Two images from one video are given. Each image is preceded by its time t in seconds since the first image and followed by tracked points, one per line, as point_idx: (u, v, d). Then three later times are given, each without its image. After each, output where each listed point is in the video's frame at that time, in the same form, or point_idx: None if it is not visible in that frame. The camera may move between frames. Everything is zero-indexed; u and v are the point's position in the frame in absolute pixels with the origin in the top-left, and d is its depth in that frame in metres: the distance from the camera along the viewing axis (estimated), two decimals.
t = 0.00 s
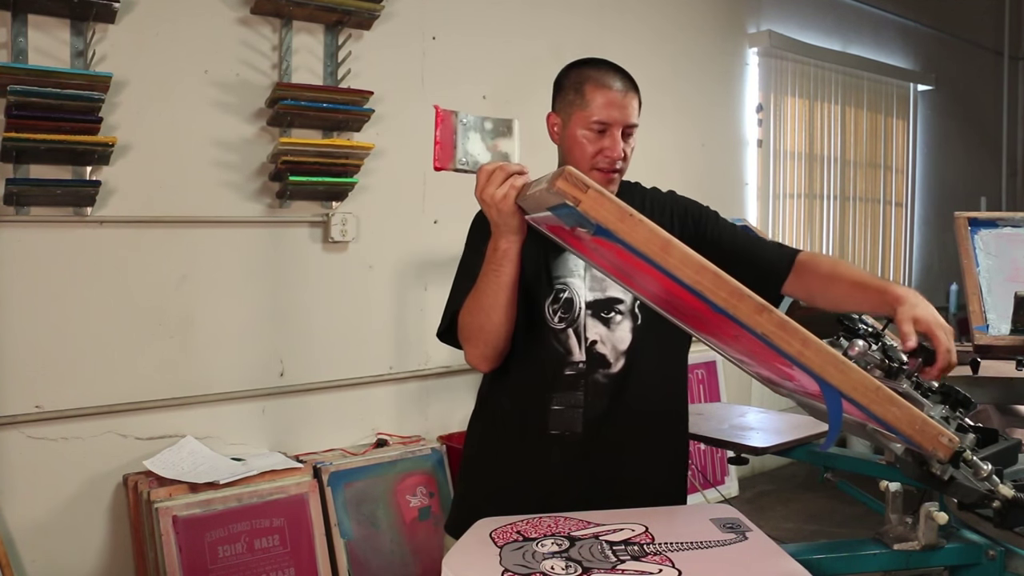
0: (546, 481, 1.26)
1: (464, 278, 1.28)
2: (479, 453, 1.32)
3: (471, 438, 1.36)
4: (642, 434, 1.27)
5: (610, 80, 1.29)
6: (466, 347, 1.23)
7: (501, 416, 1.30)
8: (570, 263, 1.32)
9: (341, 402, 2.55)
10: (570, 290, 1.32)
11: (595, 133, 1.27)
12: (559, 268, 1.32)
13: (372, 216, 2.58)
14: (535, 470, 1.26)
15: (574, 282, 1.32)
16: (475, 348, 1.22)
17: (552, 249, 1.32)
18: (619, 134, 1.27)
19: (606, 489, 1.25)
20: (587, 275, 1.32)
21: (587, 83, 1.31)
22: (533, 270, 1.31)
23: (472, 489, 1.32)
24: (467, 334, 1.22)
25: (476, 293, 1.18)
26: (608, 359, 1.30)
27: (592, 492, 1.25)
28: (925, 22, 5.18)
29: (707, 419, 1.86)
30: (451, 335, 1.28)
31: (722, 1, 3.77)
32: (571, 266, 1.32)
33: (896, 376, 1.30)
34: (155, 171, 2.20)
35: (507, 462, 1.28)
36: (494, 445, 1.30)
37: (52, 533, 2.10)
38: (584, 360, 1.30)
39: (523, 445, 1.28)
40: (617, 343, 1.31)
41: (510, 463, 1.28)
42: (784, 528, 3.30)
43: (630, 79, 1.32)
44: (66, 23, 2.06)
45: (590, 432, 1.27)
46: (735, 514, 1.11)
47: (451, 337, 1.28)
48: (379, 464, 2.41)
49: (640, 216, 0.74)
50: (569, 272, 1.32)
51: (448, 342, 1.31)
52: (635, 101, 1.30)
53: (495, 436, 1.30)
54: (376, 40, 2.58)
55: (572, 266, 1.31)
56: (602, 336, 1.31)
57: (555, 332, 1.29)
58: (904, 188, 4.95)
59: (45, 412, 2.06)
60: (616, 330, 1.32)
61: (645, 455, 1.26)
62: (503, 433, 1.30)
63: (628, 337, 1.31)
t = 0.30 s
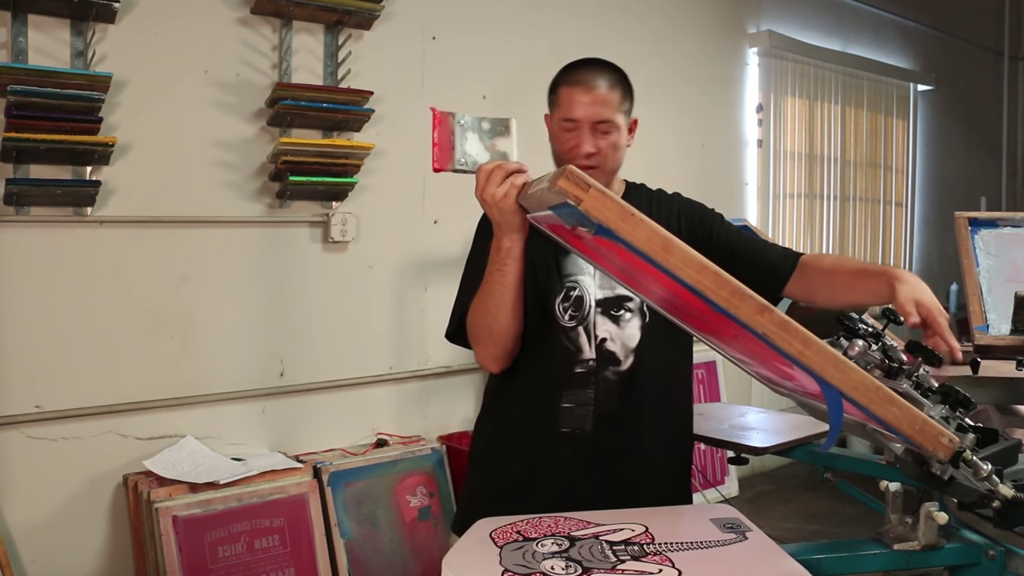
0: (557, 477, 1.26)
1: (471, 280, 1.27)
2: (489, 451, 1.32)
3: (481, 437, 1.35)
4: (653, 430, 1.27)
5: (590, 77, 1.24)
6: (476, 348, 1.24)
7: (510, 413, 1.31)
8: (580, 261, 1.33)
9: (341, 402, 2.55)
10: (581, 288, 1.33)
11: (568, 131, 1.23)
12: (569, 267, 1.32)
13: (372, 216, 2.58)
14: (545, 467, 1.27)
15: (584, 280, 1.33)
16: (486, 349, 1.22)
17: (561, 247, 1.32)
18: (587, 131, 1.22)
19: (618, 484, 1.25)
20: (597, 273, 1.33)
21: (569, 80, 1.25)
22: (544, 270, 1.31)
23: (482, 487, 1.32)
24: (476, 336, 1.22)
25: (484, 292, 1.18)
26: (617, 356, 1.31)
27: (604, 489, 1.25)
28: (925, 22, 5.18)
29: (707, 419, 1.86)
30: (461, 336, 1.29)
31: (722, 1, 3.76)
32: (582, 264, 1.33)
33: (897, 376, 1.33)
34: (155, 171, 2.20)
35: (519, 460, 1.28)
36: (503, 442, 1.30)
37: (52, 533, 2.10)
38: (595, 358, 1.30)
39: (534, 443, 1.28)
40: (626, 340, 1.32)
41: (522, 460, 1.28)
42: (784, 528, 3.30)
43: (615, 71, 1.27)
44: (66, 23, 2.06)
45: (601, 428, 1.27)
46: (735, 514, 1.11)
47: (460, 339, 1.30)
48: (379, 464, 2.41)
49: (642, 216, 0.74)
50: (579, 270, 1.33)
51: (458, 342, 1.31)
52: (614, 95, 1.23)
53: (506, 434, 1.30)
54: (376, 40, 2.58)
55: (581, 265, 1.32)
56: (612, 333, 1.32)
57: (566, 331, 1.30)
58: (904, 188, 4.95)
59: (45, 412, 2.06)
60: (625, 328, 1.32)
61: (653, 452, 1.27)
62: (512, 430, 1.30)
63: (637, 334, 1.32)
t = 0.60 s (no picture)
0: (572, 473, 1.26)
1: (473, 293, 1.30)
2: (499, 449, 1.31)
3: (490, 436, 1.34)
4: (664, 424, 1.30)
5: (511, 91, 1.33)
6: (491, 357, 1.24)
7: (522, 411, 1.30)
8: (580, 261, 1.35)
9: (341, 402, 2.55)
10: (584, 288, 1.34)
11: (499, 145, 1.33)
12: (569, 268, 1.34)
13: (372, 215, 2.58)
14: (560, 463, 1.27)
15: (586, 280, 1.35)
16: (500, 355, 1.23)
17: (559, 249, 1.34)
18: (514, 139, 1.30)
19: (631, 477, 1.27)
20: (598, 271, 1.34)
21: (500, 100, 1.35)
22: (546, 273, 1.32)
23: (494, 485, 1.31)
24: (489, 343, 1.23)
25: (493, 297, 1.19)
26: (625, 352, 1.31)
27: (619, 484, 1.26)
28: (925, 22, 5.18)
29: (707, 419, 1.86)
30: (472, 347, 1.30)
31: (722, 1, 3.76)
32: (582, 264, 1.35)
33: (896, 375, 1.31)
34: (155, 171, 2.20)
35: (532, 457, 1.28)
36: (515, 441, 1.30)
37: (52, 533, 2.09)
38: (604, 356, 1.31)
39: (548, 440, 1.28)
40: (632, 335, 1.33)
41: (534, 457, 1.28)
42: (784, 528, 3.30)
43: (539, 76, 1.34)
44: (66, 23, 2.06)
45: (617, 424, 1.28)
46: (735, 514, 1.11)
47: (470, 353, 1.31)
48: (379, 464, 2.41)
49: (642, 218, 0.74)
50: (579, 270, 1.34)
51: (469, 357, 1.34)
52: (532, 98, 1.30)
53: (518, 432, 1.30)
54: (376, 40, 2.58)
55: (581, 265, 1.34)
56: (618, 329, 1.32)
57: (574, 331, 1.30)
58: (904, 188, 4.95)
59: (46, 412, 2.06)
60: (629, 323, 1.33)
61: (663, 446, 1.30)
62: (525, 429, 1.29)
63: (642, 329, 1.33)
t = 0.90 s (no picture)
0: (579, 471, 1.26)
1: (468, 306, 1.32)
2: (503, 451, 1.31)
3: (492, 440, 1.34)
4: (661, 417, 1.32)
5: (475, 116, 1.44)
6: (490, 362, 1.24)
7: (524, 412, 1.31)
8: (564, 266, 1.37)
9: (341, 402, 2.55)
10: (571, 291, 1.35)
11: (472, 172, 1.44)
12: (554, 272, 1.36)
13: (372, 216, 2.58)
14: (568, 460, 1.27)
15: (572, 283, 1.37)
16: (501, 360, 1.23)
17: (543, 255, 1.37)
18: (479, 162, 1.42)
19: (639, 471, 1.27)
20: (583, 273, 1.36)
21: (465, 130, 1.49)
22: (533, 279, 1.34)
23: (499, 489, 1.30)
24: (487, 349, 1.23)
25: (490, 303, 1.19)
26: (618, 349, 1.33)
27: (625, 483, 1.27)
28: (925, 22, 5.18)
29: (707, 419, 1.86)
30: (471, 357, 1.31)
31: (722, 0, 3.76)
32: (566, 268, 1.37)
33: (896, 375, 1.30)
34: (155, 171, 2.20)
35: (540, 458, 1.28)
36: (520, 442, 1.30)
37: (51, 533, 2.09)
38: (597, 355, 1.32)
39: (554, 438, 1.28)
40: (623, 332, 1.35)
41: (540, 457, 1.28)
42: (784, 528, 3.30)
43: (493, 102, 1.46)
44: (66, 23, 2.06)
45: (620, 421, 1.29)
46: (735, 514, 1.11)
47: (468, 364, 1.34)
48: (379, 464, 2.41)
49: (639, 221, 0.74)
50: (564, 273, 1.36)
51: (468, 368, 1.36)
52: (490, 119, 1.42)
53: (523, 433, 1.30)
54: (376, 40, 2.58)
55: (565, 267, 1.36)
56: (609, 328, 1.34)
57: (565, 334, 1.32)
58: (904, 188, 4.95)
59: (45, 412, 2.06)
60: (619, 321, 1.35)
61: (662, 442, 1.31)
62: (527, 429, 1.30)
63: (632, 326, 1.36)
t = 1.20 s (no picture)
0: (567, 465, 1.28)
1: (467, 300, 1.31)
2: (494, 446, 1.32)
3: (483, 434, 1.36)
4: (650, 412, 1.33)
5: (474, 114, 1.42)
6: (489, 354, 1.25)
7: (515, 408, 1.31)
8: (558, 263, 1.37)
9: (341, 402, 2.55)
10: (565, 288, 1.35)
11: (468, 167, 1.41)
12: (549, 270, 1.36)
13: (372, 216, 2.58)
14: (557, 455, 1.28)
15: (566, 280, 1.37)
16: (499, 353, 1.23)
17: (539, 252, 1.37)
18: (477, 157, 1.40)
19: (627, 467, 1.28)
20: (577, 271, 1.37)
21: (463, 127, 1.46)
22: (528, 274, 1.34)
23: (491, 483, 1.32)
24: (487, 342, 1.23)
25: (490, 300, 1.18)
26: (610, 347, 1.33)
27: (614, 478, 1.28)
28: (925, 22, 5.18)
29: (706, 419, 1.86)
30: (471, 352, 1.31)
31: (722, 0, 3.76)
32: (560, 265, 1.37)
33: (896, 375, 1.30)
34: (155, 171, 2.20)
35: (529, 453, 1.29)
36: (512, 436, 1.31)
37: (51, 533, 2.09)
38: (590, 352, 1.32)
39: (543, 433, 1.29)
40: (615, 330, 1.34)
41: (529, 452, 1.29)
42: (784, 528, 3.30)
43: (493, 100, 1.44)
44: (66, 23, 2.06)
45: (611, 415, 1.29)
46: (735, 514, 1.11)
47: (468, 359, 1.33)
48: (379, 464, 2.41)
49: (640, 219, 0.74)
50: (558, 271, 1.36)
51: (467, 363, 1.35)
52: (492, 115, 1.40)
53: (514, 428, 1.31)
54: (376, 40, 2.58)
55: (560, 265, 1.36)
56: (602, 325, 1.34)
57: (560, 331, 1.31)
58: (904, 188, 4.95)
59: (46, 412, 2.06)
60: (612, 318, 1.35)
61: (651, 437, 1.32)
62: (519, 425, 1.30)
63: (624, 324, 1.35)
